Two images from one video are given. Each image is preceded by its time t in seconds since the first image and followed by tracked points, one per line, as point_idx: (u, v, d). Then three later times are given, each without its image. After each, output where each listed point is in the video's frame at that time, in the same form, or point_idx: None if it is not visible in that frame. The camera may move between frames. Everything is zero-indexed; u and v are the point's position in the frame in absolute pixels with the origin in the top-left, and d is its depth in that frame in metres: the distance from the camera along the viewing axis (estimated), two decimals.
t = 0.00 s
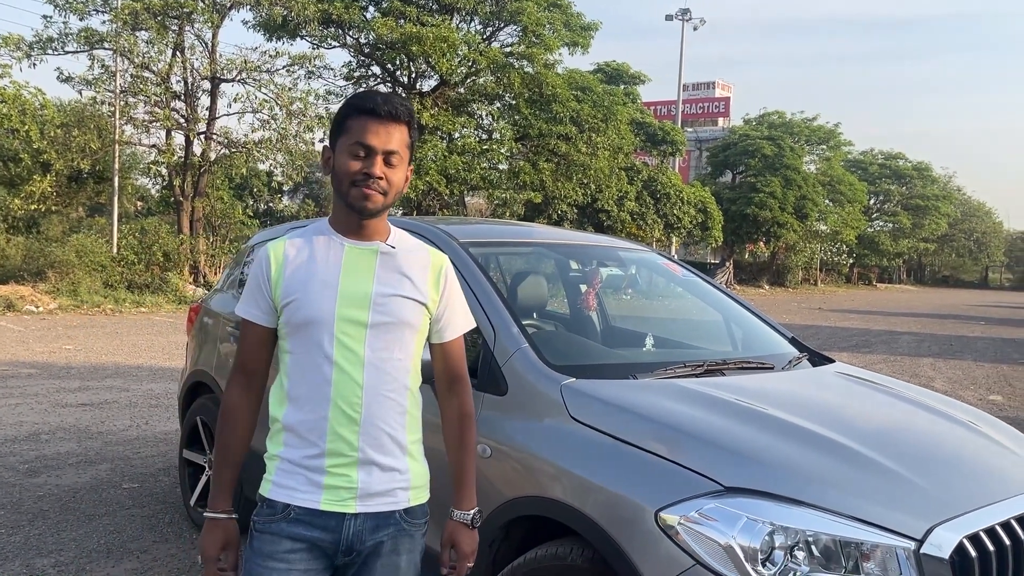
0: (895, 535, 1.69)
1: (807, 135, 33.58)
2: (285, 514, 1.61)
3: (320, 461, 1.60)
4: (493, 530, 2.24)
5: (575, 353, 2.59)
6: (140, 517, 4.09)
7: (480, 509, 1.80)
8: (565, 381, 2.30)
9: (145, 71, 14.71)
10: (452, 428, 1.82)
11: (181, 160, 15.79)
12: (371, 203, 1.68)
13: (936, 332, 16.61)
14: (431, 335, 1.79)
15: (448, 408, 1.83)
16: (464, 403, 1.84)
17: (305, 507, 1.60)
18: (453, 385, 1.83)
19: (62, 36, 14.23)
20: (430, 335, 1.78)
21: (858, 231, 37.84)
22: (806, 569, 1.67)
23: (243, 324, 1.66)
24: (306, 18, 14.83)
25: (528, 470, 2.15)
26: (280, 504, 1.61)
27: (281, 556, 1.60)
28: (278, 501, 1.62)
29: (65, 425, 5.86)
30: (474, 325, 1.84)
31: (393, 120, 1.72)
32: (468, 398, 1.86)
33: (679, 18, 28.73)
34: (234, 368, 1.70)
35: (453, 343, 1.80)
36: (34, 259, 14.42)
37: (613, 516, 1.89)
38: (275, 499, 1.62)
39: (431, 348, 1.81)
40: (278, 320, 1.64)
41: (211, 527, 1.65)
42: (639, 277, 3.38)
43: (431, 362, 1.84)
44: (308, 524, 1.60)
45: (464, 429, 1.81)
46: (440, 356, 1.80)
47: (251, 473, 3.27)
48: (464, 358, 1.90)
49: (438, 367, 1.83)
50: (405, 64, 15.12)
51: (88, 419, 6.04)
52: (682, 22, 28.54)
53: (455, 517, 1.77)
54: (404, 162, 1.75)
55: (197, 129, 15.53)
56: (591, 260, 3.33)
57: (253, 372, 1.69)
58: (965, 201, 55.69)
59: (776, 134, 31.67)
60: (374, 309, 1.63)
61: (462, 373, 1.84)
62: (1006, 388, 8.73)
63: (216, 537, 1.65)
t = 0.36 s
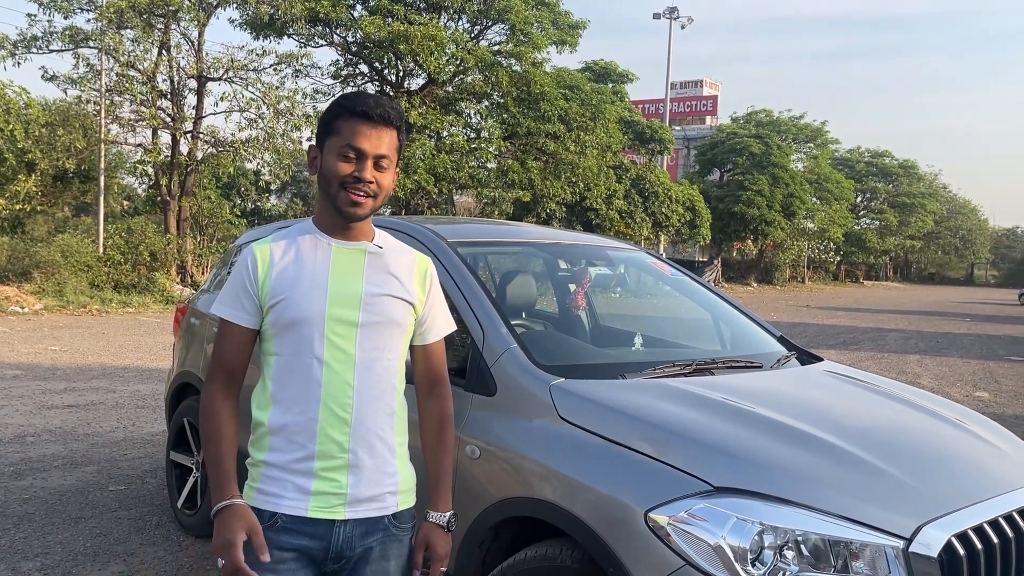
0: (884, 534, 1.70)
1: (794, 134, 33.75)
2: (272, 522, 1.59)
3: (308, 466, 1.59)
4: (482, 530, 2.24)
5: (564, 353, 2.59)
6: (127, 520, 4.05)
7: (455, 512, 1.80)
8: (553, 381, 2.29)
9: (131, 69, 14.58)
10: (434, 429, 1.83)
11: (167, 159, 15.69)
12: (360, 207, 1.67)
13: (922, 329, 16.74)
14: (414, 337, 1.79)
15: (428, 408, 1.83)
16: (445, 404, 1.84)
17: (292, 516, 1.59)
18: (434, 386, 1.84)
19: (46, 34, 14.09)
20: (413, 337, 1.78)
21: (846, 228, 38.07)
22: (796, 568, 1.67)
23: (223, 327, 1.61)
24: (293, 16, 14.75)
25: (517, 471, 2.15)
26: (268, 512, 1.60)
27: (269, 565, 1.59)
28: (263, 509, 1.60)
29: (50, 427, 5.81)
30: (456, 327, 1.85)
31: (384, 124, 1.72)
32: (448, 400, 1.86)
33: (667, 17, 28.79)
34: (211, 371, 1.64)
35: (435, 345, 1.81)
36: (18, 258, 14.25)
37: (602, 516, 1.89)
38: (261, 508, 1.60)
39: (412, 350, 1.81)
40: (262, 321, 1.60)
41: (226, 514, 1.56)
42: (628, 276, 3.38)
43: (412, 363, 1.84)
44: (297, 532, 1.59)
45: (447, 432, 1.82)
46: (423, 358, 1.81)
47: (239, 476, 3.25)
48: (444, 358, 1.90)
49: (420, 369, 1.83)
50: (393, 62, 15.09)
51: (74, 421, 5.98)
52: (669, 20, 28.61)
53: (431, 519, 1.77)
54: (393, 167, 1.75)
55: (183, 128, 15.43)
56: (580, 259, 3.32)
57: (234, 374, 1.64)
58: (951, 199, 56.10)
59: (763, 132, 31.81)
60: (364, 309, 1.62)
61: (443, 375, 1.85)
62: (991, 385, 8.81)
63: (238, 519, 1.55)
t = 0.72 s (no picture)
0: (880, 531, 1.70)
1: (786, 131, 33.84)
2: (261, 528, 1.58)
3: (298, 468, 1.58)
4: (477, 531, 2.23)
5: (558, 351, 2.58)
6: (120, 521, 4.03)
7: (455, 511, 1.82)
8: (548, 380, 2.29)
9: (121, 69, 14.50)
10: (428, 427, 1.83)
11: (158, 159, 15.60)
12: (350, 206, 1.65)
13: (914, 325, 16.82)
14: (407, 337, 1.78)
15: (424, 407, 1.83)
16: (439, 403, 1.84)
17: (282, 520, 1.57)
18: (428, 386, 1.83)
19: (36, 34, 14.00)
20: (405, 337, 1.77)
21: (837, 225, 38.21)
22: (792, 566, 1.67)
23: (212, 325, 1.60)
24: (284, 15, 14.70)
25: (512, 470, 2.14)
26: (256, 518, 1.58)
27: (260, 571, 1.58)
28: (252, 514, 1.58)
29: (42, 428, 5.77)
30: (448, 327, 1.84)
31: (373, 122, 1.70)
32: (443, 399, 1.86)
33: (658, 15, 28.80)
34: (202, 368, 1.63)
35: (428, 346, 1.80)
36: (7, 259, 14.13)
37: (598, 516, 1.89)
38: (249, 513, 1.58)
39: (405, 351, 1.81)
40: (251, 321, 1.59)
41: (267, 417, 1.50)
42: (622, 274, 3.38)
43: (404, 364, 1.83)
44: (288, 537, 1.58)
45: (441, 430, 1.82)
46: (415, 359, 1.80)
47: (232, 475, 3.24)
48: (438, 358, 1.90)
49: (413, 369, 1.82)
50: (384, 61, 15.06)
51: (65, 423, 5.94)
52: (661, 18, 28.63)
53: (433, 518, 1.78)
54: (383, 164, 1.73)
55: (174, 128, 15.35)
56: (574, 257, 3.32)
57: (224, 370, 1.63)
58: (942, 195, 56.34)
59: (755, 130, 31.88)
60: (356, 309, 1.61)
61: (435, 375, 1.84)
62: (983, 380, 8.85)
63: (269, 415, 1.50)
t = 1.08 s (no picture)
0: (874, 525, 1.72)
1: (782, 128, 33.86)
2: (256, 528, 1.58)
3: (293, 469, 1.59)
4: (475, 528, 2.24)
5: (554, 349, 2.59)
6: (118, 521, 4.04)
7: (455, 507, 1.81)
8: (544, 377, 2.30)
9: (116, 69, 14.46)
10: (426, 425, 1.83)
11: (154, 158, 15.58)
12: (344, 203, 1.66)
13: (910, 321, 16.87)
14: (406, 336, 1.79)
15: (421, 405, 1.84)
16: (438, 400, 1.85)
17: (276, 520, 1.58)
18: (427, 382, 1.84)
19: (30, 34, 13.97)
20: (404, 335, 1.78)
21: (834, 221, 38.27)
22: (787, 560, 1.69)
23: (206, 324, 1.61)
24: (278, 14, 14.66)
25: (509, 466, 2.16)
26: (250, 519, 1.58)
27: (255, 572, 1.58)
28: (246, 515, 1.59)
29: (39, 429, 5.76)
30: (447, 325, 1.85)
31: (361, 118, 1.71)
32: (443, 397, 1.86)
33: (653, 12, 28.80)
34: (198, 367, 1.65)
35: (427, 344, 1.81)
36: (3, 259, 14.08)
37: (595, 513, 1.90)
38: (244, 514, 1.59)
39: (405, 348, 1.81)
40: (247, 321, 1.61)
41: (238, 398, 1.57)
42: (618, 271, 3.39)
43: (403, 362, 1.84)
44: (282, 537, 1.59)
45: (437, 426, 1.82)
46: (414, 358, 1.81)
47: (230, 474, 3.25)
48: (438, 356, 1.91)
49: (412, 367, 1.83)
50: (380, 60, 15.06)
51: (63, 423, 5.94)
52: (657, 16, 28.64)
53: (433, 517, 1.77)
54: (375, 161, 1.74)
55: (169, 127, 15.33)
56: (570, 254, 3.33)
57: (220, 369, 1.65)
58: (938, 191, 56.43)
59: (751, 127, 31.90)
60: (353, 308, 1.62)
61: (436, 374, 1.85)
62: (979, 376, 8.89)
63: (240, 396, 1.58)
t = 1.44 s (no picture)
0: (870, 519, 1.73)
1: (781, 124, 33.84)
2: (243, 526, 1.60)
3: (280, 469, 1.60)
4: (474, 524, 2.25)
5: (553, 346, 2.60)
6: (119, 519, 4.05)
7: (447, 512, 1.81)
8: (543, 374, 2.31)
9: (115, 68, 14.46)
10: (421, 426, 1.82)
11: (153, 158, 15.57)
12: (330, 193, 1.67)
13: (910, 316, 16.89)
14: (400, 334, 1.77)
15: (416, 406, 1.82)
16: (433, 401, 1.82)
17: (262, 518, 1.60)
18: (423, 382, 1.82)
19: (29, 34, 13.96)
20: (399, 333, 1.76)
21: (833, 217, 38.25)
22: (784, 554, 1.70)
23: (201, 325, 1.65)
24: (277, 13, 14.65)
25: (507, 463, 2.17)
26: (238, 517, 1.61)
27: (244, 570, 1.60)
28: (234, 513, 1.61)
29: (40, 429, 5.77)
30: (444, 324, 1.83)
31: (343, 108, 1.72)
32: (438, 397, 1.84)
33: (652, 8, 28.78)
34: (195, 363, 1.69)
35: (422, 344, 1.79)
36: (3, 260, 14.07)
37: (592, 508, 1.91)
38: (232, 511, 1.62)
39: (401, 348, 1.80)
40: (238, 321, 1.64)
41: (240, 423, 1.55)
42: (616, 269, 3.40)
43: (401, 361, 1.83)
44: (269, 535, 1.60)
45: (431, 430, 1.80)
46: (409, 356, 1.79)
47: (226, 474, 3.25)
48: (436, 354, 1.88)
49: (406, 367, 1.82)
50: (379, 58, 15.07)
51: (64, 422, 5.95)
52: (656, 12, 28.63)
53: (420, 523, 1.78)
54: (360, 151, 1.75)
55: (169, 126, 15.33)
56: (568, 252, 3.34)
57: (216, 368, 1.69)
58: (938, 186, 56.37)
59: (750, 123, 31.87)
60: (340, 308, 1.62)
61: (430, 374, 1.83)
62: (979, 371, 8.90)
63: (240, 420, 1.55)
